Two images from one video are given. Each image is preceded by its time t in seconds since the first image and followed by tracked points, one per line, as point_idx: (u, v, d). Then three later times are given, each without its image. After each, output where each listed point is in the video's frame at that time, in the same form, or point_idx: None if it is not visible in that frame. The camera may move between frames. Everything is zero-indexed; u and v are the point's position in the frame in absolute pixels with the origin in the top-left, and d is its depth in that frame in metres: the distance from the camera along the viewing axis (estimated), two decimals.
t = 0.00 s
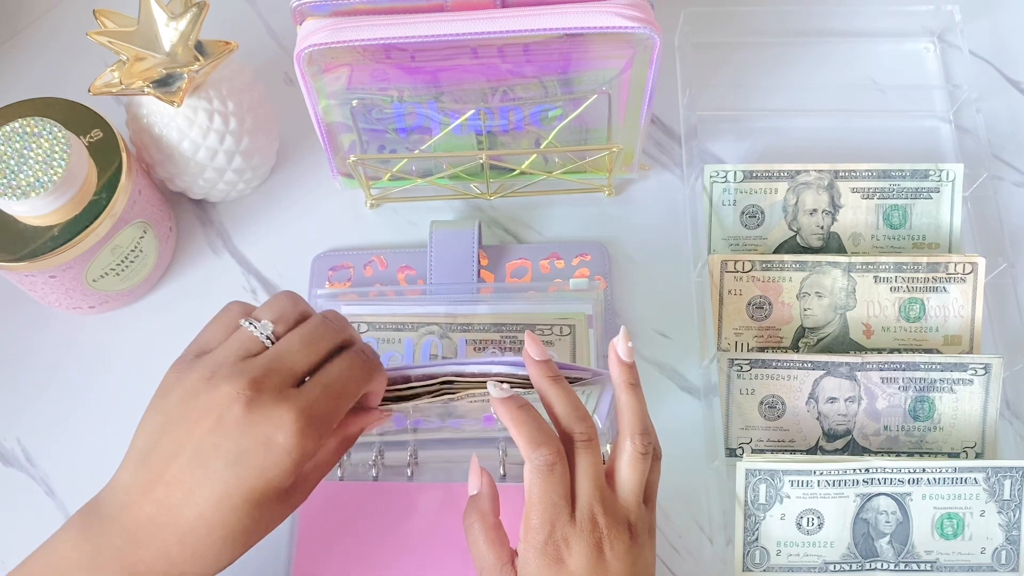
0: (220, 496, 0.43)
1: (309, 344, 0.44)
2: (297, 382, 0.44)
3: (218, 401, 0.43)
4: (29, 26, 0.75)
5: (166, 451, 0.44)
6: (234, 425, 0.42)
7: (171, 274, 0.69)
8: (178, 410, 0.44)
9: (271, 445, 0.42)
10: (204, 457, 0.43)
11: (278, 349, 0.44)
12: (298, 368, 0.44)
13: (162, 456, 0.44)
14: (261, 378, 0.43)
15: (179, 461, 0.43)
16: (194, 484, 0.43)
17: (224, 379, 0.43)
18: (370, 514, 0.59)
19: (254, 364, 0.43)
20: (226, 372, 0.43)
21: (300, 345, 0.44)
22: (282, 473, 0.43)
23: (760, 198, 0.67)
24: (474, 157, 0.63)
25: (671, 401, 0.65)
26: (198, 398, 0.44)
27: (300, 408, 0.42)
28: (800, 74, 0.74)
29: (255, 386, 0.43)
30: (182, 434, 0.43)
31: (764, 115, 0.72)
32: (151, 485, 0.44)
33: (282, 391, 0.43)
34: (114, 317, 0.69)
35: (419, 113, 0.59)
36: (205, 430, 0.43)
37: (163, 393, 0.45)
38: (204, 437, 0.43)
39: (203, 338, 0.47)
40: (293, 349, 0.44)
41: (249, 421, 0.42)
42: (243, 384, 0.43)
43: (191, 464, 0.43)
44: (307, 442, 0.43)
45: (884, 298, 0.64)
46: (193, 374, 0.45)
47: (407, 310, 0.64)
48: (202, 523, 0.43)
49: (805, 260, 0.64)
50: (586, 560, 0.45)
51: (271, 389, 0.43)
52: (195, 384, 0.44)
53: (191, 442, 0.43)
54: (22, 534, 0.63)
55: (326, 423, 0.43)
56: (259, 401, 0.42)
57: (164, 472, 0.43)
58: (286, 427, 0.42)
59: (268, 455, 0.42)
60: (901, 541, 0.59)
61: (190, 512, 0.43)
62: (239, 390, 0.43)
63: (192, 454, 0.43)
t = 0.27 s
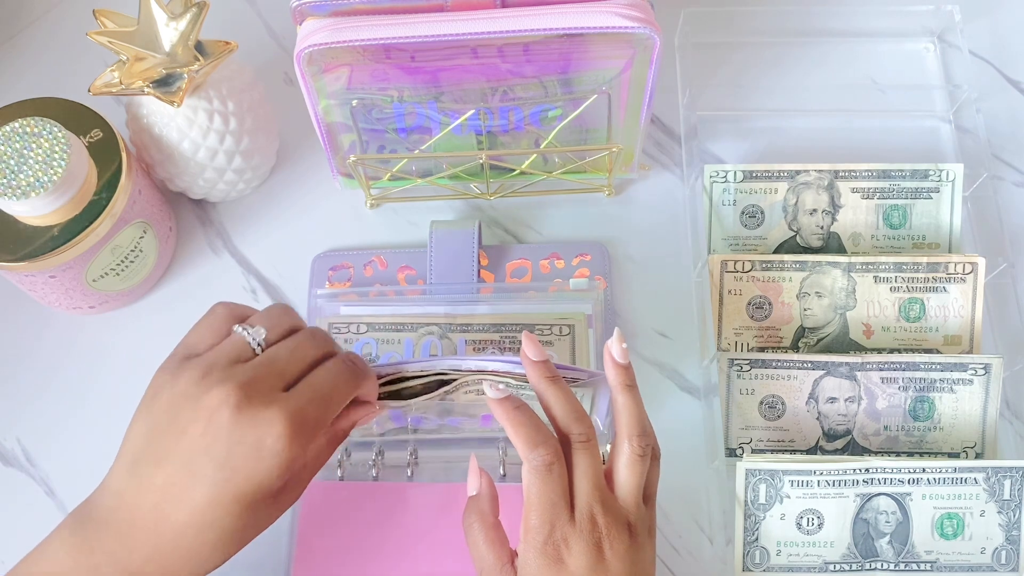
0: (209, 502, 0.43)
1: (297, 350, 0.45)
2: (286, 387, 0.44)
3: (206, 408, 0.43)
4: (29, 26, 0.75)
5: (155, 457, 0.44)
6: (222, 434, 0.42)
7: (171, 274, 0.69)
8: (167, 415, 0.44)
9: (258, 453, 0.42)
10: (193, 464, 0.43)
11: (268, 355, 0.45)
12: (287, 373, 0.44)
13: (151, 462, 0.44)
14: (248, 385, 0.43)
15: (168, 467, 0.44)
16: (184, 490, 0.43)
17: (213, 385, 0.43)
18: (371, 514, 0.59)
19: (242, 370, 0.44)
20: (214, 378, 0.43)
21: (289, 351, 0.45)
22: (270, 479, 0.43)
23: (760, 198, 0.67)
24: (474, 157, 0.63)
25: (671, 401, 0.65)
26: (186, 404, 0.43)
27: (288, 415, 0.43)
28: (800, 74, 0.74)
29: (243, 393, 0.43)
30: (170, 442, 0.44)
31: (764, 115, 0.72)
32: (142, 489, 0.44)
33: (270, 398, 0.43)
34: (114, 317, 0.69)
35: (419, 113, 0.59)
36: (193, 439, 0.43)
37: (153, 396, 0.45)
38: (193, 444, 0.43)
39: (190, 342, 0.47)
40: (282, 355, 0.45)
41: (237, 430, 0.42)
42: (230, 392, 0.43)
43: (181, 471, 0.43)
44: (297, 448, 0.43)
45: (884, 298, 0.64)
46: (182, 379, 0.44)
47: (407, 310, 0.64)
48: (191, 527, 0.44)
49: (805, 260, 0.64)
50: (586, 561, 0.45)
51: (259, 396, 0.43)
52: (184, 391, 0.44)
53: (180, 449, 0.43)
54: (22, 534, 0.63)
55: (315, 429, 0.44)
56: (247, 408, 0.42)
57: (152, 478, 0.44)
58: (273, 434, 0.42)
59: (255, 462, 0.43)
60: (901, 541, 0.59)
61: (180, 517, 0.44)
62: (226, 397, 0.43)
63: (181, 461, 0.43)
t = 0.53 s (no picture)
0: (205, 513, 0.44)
1: (290, 362, 0.46)
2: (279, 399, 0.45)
3: (201, 422, 0.43)
4: (29, 26, 0.75)
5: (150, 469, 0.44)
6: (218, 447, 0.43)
7: (171, 275, 0.69)
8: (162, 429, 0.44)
9: (253, 465, 0.43)
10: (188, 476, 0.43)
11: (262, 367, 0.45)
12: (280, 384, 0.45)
13: (145, 473, 0.44)
14: (242, 398, 0.44)
15: (162, 478, 0.44)
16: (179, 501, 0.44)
17: (207, 399, 0.44)
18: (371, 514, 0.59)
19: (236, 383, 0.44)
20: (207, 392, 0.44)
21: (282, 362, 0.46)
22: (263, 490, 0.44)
23: (760, 198, 0.67)
24: (474, 157, 0.63)
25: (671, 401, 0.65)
26: (180, 418, 0.44)
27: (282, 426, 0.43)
28: (800, 74, 0.74)
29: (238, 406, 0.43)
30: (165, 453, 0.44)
31: (764, 115, 0.72)
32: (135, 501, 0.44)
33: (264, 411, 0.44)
34: (114, 317, 0.69)
35: (419, 113, 0.59)
36: (188, 451, 0.43)
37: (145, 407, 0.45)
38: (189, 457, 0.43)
39: (182, 354, 0.47)
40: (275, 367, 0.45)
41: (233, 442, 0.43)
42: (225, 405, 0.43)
43: (176, 482, 0.44)
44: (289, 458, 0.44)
45: (884, 299, 0.64)
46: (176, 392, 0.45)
47: (407, 310, 0.64)
48: (186, 538, 0.44)
49: (805, 260, 0.64)
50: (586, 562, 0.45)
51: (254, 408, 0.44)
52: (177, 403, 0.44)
53: (175, 460, 0.44)
54: (23, 534, 0.63)
55: (309, 440, 0.44)
56: (242, 421, 0.43)
57: (147, 490, 0.44)
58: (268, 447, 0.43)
59: (250, 474, 0.43)
60: (901, 541, 0.59)
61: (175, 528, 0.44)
62: (223, 410, 0.43)
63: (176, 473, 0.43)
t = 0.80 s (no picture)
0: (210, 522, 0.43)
1: (295, 365, 0.45)
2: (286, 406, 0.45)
3: (209, 429, 0.43)
4: (29, 26, 0.75)
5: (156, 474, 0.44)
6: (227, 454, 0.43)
7: (171, 275, 0.69)
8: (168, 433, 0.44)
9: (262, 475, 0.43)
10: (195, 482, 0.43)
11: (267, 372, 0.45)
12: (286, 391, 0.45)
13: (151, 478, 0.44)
14: (252, 404, 0.44)
15: (169, 485, 0.44)
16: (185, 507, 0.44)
17: (213, 406, 0.43)
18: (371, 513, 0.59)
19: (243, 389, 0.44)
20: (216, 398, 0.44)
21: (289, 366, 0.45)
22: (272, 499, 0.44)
23: (760, 198, 0.67)
24: (474, 157, 0.63)
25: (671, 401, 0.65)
26: (186, 424, 0.44)
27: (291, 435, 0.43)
28: (800, 74, 0.74)
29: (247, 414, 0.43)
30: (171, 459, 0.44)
31: (764, 115, 0.72)
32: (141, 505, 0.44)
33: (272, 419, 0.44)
34: (114, 317, 0.69)
35: (419, 113, 0.59)
36: (196, 457, 0.43)
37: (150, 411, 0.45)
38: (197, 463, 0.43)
39: (185, 356, 0.47)
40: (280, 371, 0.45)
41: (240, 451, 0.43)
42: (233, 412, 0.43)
43: (183, 488, 0.44)
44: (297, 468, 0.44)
45: (884, 299, 0.64)
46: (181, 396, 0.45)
47: (408, 309, 0.65)
48: (190, 545, 0.44)
49: (805, 260, 0.64)
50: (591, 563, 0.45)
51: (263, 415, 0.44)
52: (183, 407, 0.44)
53: (181, 466, 0.43)
54: (23, 534, 0.63)
55: (318, 447, 0.44)
56: (251, 429, 0.43)
57: (154, 494, 0.44)
58: (277, 456, 0.43)
59: (258, 483, 0.43)
60: (902, 541, 0.59)
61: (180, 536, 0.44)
62: (231, 417, 0.43)
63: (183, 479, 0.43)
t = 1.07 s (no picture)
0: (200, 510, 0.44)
1: (289, 357, 0.45)
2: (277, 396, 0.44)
3: (200, 419, 0.43)
4: (29, 26, 0.75)
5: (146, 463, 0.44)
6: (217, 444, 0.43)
7: (171, 275, 0.69)
8: (157, 422, 0.44)
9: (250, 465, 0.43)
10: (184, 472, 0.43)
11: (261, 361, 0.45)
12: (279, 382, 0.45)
13: (140, 469, 0.44)
14: (241, 394, 0.43)
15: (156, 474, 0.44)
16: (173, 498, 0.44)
17: (204, 394, 0.43)
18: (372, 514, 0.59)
19: (235, 377, 0.44)
20: (207, 388, 0.44)
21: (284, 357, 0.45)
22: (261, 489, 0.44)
23: (760, 198, 0.67)
24: (474, 157, 0.63)
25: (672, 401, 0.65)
26: (176, 413, 0.44)
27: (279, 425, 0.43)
28: (800, 74, 0.74)
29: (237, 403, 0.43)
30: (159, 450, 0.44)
31: (764, 115, 0.72)
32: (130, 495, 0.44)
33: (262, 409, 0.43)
34: (114, 317, 0.68)
35: (419, 113, 0.59)
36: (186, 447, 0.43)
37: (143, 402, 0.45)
38: (186, 453, 0.43)
39: (179, 346, 0.47)
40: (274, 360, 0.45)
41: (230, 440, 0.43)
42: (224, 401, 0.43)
43: (171, 478, 0.44)
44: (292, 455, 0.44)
45: (884, 299, 0.64)
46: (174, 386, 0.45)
47: (408, 310, 0.64)
48: (177, 535, 0.44)
49: (805, 260, 0.64)
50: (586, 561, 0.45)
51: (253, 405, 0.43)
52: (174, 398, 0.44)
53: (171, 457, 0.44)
54: (23, 534, 0.63)
55: (307, 437, 0.44)
56: (241, 418, 0.43)
57: (142, 484, 0.44)
58: (266, 446, 0.43)
59: (246, 473, 0.43)
60: (902, 541, 0.59)
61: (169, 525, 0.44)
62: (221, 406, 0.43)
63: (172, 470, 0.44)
